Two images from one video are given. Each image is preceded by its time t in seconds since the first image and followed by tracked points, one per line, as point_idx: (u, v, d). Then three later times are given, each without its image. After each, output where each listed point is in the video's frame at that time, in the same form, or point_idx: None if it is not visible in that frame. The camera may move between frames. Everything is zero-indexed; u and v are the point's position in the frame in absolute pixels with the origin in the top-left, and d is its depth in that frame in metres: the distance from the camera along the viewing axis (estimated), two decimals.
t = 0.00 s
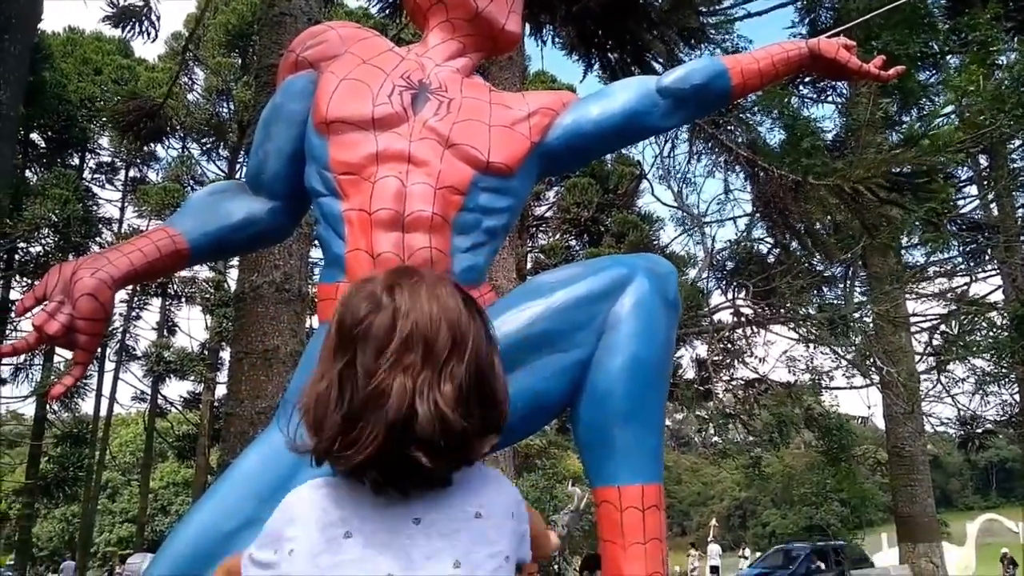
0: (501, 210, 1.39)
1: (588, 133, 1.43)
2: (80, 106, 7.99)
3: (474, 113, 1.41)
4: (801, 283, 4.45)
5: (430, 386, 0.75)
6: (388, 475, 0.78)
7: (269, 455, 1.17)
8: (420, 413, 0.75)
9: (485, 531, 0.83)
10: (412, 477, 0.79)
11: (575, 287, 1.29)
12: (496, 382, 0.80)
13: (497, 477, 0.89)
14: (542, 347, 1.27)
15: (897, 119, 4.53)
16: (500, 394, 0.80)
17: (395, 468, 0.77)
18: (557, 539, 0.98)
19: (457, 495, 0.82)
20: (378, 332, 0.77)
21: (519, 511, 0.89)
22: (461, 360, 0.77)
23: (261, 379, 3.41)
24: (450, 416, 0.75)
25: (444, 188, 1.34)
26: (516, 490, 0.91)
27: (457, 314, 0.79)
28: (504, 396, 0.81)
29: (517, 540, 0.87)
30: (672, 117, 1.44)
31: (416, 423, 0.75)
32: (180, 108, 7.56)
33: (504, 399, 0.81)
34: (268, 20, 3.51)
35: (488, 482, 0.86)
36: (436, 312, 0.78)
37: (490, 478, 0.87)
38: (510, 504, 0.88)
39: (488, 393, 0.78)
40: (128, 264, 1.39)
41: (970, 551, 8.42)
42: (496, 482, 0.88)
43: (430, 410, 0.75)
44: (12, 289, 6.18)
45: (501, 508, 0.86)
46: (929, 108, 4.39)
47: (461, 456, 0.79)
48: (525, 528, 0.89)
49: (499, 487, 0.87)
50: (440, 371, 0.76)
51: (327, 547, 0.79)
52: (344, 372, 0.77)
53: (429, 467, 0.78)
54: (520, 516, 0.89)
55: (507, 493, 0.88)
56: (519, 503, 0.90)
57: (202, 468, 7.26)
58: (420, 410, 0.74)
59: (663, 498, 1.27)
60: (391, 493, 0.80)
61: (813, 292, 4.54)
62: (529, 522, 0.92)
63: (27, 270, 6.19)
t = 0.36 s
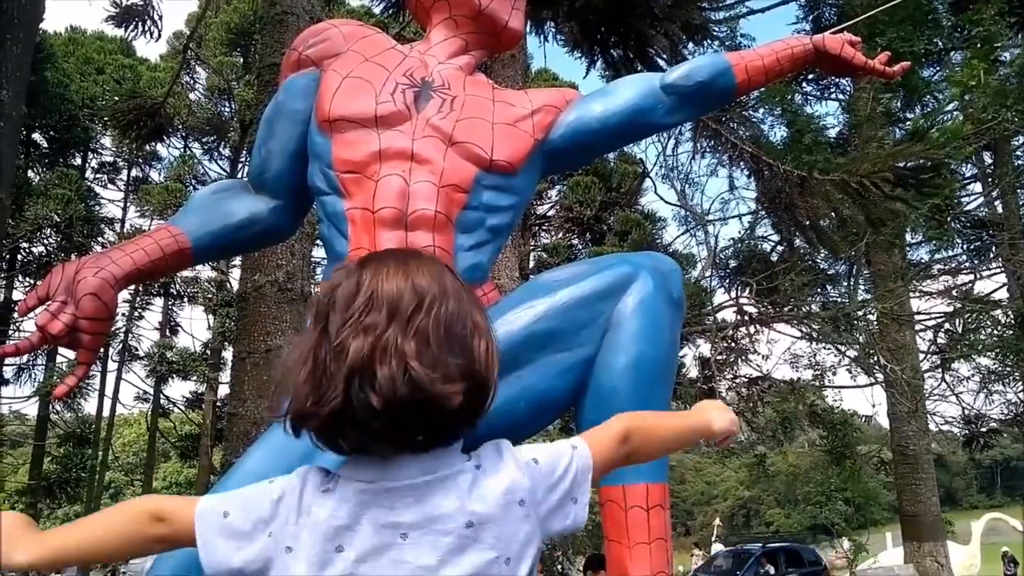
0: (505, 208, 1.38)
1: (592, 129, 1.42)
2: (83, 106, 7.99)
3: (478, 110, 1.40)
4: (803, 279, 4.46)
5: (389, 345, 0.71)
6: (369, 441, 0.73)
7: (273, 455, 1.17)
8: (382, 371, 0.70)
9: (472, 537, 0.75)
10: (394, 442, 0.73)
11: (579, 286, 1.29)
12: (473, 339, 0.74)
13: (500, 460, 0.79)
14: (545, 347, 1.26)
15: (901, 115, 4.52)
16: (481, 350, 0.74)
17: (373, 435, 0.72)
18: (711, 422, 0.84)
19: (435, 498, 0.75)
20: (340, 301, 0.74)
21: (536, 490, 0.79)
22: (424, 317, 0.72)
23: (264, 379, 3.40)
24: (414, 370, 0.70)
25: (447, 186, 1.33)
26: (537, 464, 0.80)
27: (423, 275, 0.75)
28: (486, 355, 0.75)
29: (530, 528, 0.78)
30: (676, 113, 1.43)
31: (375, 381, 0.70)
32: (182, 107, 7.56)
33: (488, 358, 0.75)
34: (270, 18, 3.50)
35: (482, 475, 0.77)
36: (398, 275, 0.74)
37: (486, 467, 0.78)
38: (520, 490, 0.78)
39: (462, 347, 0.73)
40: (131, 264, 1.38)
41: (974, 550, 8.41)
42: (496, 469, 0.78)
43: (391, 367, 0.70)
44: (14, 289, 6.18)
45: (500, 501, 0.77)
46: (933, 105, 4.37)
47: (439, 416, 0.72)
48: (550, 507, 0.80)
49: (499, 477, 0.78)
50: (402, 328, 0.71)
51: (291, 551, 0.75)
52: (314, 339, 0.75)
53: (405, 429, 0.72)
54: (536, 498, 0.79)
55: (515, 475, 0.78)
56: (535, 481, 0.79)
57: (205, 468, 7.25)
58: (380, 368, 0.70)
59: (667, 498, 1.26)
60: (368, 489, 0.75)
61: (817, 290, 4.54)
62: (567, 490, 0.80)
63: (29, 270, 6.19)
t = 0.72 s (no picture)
0: (498, 204, 1.39)
1: (586, 125, 1.43)
2: (76, 100, 7.96)
3: (471, 106, 1.41)
4: (795, 276, 4.48)
5: (335, 333, 0.71)
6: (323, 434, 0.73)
7: (260, 449, 1.18)
8: (325, 359, 0.71)
9: (407, 536, 0.73)
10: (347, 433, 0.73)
11: (571, 282, 1.29)
12: (426, 330, 0.73)
13: (443, 458, 0.76)
14: (537, 343, 1.27)
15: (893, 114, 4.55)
16: (436, 342, 0.73)
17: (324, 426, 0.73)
18: (724, 411, 0.78)
19: (369, 496, 0.74)
20: (297, 294, 0.75)
21: (486, 487, 0.75)
22: (373, 307, 0.72)
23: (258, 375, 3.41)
24: (356, 359, 0.70)
25: (440, 181, 1.34)
26: (488, 460, 0.76)
27: (381, 267, 0.75)
28: (443, 348, 0.74)
29: (479, 527, 0.75)
30: (669, 110, 1.43)
31: (318, 368, 0.70)
32: (176, 102, 7.54)
33: (444, 350, 0.74)
34: (265, 14, 3.49)
35: (419, 472, 0.75)
36: (355, 268, 0.75)
37: (428, 464, 0.75)
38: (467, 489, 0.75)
39: (412, 339, 0.72)
40: (122, 258, 1.39)
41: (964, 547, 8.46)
42: (437, 466, 0.75)
43: (335, 356, 0.70)
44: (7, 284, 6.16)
45: (439, 499, 0.74)
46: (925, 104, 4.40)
47: (389, 407, 0.72)
48: (504, 504, 0.75)
49: (438, 475, 0.75)
50: (349, 319, 0.72)
51: (252, 543, 0.77)
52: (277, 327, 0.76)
53: (354, 418, 0.72)
54: (484, 497, 0.75)
55: (461, 473, 0.75)
56: (482, 478, 0.75)
57: (198, 463, 7.25)
58: (325, 356, 0.71)
59: (658, 493, 1.27)
60: (312, 486, 0.76)
61: (808, 287, 4.57)
62: (524, 487, 0.76)
63: (21, 264, 6.17)
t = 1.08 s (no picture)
0: (501, 199, 1.39)
1: (589, 121, 1.42)
2: (79, 95, 7.96)
3: (474, 101, 1.40)
4: (799, 274, 4.49)
5: (293, 334, 0.70)
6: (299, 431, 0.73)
7: (263, 444, 1.19)
8: (283, 362, 0.70)
9: (385, 531, 0.72)
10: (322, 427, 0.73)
11: (574, 278, 1.29)
12: (388, 321, 0.70)
13: (425, 453, 0.74)
14: (540, 339, 1.27)
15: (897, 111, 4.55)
16: (401, 333, 0.70)
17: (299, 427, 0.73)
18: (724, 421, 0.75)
19: (344, 489, 0.73)
20: (273, 297, 0.76)
21: (466, 485, 0.73)
22: (329, 304, 0.71)
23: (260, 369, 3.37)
24: (311, 359, 0.69)
25: (443, 176, 1.33)
26: (471, 455, 0.74)
27: (346, 264, 0.74)
28: (410, 337, 0.71)
29: (457, 524, 0.73)
30: (672, 106, 1.43)
31: (280, 370, 0.70)
32: (179, 98, 7.54)
33: (412, 338, 0.71)
34: (268, 9, 3.49)
35: (397, 466, 0.73)
36: (324, 265, 0.74)
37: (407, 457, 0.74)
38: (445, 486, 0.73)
39: (369, 333, 0.70)
40: (125, 252, 1.38)
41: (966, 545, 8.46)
42: (417, 461, 0.74)
43: (292, 358, 0.70)
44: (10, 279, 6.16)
45: (416, 494, 0.73)
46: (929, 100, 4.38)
47: (357, 404, 0.71)
48: (482, 502, 0.73)
49: (417, 469, 0.73)
50: (306, 318, 0.71)
51: (246, 536, 0.77)
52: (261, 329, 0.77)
53: (322, 415, 0.71)
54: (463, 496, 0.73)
55: (441, 468, 0.73)
56: (460, 476, 0.73)
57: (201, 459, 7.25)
58: (283, 358, 0.70)
59: (662, 489, 1.26)
60: (297, 480, 0.76)
61: (812, 286, 4.55)
62: (506, 488, 0.73)
63: (25, 259, 6.17)
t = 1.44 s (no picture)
0: (517, 199, 1.39)
1: (606, 121, 1.42)
2: (95, 98, 8.02)
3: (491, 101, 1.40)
4: (816, 274, 4.44)
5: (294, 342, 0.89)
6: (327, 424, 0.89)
7: (284, 446, 1.21)
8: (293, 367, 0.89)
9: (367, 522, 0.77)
10: (336, 416, 0.87)
11: (591, 278, 1.29)
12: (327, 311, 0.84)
13: (396, 456, 0.78)
14: (557, 340, 1.27)
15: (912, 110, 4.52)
16: (336, 319, 0.83)
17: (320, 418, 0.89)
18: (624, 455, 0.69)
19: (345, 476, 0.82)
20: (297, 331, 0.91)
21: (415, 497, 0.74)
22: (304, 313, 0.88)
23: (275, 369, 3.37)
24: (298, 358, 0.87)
25: (461, 177, 1.34)
26: (427, 470, 0.74)
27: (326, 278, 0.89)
28: (344, 320, 0.82)
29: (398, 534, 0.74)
30: (688, 106, 1.43)
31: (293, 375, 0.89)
32: (194, 100, 7.58)
33: (345, 321, 0.82)
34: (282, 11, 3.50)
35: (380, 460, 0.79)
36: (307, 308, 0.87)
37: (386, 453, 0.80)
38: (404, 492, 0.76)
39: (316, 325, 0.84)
40: (147, 253, 1.39)
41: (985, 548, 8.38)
42: (386, 461, 0.78)
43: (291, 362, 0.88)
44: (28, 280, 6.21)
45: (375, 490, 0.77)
46: (946, 99, 4.34)
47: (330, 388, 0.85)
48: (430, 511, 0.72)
49: (384, 469, 0.78)
50: (289, 327, 0.88)
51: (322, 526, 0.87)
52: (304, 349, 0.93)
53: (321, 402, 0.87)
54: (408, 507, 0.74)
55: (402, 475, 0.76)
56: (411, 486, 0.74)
57: (217, 459, 7.29)
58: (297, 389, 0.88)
59: (682, 490, 1.26)
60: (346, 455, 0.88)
61: (827, 286, 4.52)
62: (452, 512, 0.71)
63: (43, 261, 6.22)
